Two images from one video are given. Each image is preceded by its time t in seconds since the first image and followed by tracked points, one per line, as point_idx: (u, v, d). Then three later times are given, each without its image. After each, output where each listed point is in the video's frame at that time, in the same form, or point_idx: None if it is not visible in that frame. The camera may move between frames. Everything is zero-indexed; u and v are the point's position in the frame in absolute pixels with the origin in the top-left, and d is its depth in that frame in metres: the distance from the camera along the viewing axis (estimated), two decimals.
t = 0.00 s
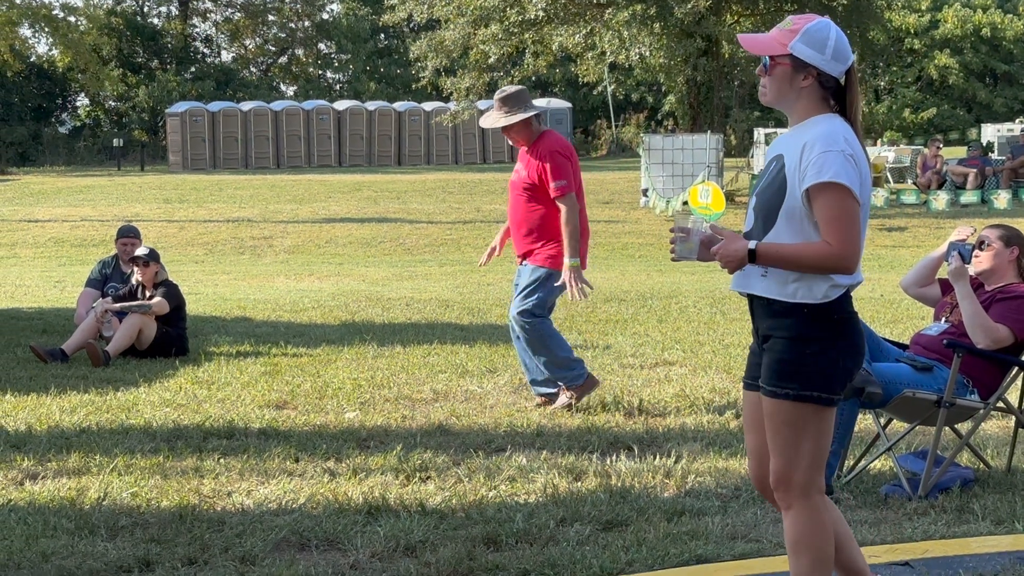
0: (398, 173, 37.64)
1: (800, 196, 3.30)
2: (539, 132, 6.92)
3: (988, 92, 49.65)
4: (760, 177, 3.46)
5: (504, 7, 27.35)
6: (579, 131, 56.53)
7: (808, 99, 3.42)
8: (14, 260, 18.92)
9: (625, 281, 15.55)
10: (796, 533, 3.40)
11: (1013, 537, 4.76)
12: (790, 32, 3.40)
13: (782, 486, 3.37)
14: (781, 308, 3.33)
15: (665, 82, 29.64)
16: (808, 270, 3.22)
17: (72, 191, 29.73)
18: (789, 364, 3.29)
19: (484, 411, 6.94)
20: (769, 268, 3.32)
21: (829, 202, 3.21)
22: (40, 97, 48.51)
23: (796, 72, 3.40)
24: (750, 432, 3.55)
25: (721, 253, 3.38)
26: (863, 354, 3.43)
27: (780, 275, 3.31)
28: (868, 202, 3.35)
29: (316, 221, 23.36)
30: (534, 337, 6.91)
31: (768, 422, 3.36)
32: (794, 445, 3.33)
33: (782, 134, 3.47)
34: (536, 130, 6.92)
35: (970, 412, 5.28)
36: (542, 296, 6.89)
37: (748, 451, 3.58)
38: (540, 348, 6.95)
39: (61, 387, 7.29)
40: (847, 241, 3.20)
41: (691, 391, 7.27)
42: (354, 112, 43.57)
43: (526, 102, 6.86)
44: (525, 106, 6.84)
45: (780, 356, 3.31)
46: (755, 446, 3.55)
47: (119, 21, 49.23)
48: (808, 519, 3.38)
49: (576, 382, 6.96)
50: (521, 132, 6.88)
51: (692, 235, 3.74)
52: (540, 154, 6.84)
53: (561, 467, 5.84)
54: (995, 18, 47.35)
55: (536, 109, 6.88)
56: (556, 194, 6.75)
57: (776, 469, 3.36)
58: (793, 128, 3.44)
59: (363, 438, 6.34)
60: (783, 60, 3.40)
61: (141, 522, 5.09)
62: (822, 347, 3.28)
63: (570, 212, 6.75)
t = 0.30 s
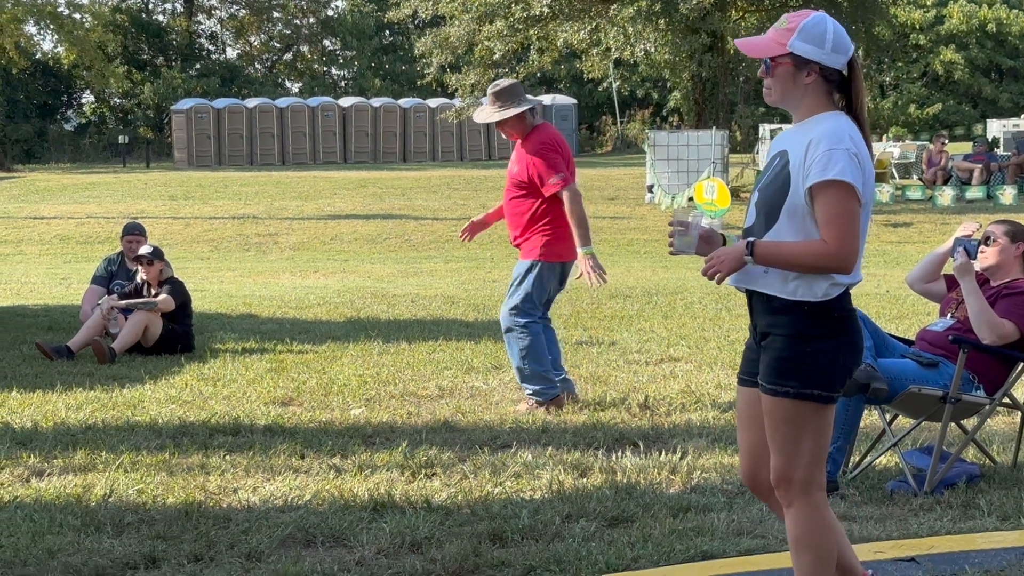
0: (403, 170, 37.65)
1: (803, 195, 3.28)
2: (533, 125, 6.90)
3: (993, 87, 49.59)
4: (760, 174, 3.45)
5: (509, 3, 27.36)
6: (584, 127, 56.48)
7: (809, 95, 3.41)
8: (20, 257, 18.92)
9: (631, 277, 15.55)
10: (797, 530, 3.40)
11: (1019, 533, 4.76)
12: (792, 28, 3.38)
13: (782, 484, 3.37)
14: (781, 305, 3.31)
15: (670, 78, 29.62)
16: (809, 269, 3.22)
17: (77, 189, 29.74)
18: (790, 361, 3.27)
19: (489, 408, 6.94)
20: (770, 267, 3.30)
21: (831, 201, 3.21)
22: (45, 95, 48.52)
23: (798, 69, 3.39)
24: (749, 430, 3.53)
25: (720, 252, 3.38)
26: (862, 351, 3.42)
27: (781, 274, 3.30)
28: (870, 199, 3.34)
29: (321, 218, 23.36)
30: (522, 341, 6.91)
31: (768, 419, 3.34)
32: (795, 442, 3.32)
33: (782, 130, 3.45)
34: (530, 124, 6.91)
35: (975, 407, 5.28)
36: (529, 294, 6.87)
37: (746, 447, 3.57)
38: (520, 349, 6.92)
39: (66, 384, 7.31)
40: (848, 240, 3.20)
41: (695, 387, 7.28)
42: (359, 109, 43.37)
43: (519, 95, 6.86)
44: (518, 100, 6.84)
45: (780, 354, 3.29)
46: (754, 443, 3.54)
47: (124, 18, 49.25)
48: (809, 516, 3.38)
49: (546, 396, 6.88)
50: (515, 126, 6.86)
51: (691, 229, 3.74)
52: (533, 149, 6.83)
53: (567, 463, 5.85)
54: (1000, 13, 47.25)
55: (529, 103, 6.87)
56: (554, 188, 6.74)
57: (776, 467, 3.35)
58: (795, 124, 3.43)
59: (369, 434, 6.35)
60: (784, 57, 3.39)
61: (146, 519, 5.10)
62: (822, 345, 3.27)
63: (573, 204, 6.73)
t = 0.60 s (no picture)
0: (407, 167, 37.67)
1: (804, 193, 3.27)
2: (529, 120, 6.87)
3: (998, 84, 49.54)
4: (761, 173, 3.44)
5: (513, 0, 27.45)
6: (588, 124, 56.46)
7: (810, 92, 3.40)
8: (25, 255, 18.93)
9: (634, 274, 15.53)
10: (800, 528, 3.39)
11: None
12: (790, 25, 3.38)
13: (785, 480, 3.36)
14: (782, 303, 3.30)
15: (675, 75, 29.62)
16: (811, 268, 3.21)
17: (82, 186, 29.74)
18: (791, 359, 3.26)
19: (493, 405, 6.93)
20: (771, 265, 3.29)
21: (832, 200, 3.20)
22: (49, 93, 48.47)
23: (798, 66, 3.38)
24: (750, 428, 3.52)
25: (722, 251, 3.37)
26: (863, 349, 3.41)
27: (781, 273, 3.29)
28: (871, 198, 3.33)
29: (325, 215, 23.36)
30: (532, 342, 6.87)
31: (769, 417, 3.34)
32: (797, 439, 3.31)
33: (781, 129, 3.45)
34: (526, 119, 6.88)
35: (979, 404, 5.26)
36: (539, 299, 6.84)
37: (747, 446, 3.55)
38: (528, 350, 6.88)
39: (71, 382, 7.31)
40: (848, 240, 3.19)
41: (700, 384, 7.27)
42: (364, 106, 43.51)
43: (515, 91, 6.81)
44: (513, 95, 6.81)
45: (780, 352, 3.29)
46: (754, 441, 3.53)
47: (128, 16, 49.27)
48: (811, 514, 3.37)
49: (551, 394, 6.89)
50: (510, 120, 6.82)
51: (692, 226, 3.74)
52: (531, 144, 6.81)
53: (571, 460, 5.85)
54: (1004, 10, 47.20)
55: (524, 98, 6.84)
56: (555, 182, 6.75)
57: (778, 465, 3.34)
58: (795, 122, 3.42)
59: (373, 431, 6.35)
60: (784, 53, 3.39)
61: (151, 516, 5.10)
62: (823, 343, 3.26)
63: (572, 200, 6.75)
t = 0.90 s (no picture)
0: (413, 164, 37.71)
1: (804, 189, 3.27)
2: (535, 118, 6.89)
3: (1003, 80, 49.52)
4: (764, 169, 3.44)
5: None
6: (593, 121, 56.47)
7: (812, 87, 3.39)
8: (31, 252, 18.97)
9: (639, 270, 15.53)
10: (806, 524, 3.38)
11: None
12: (794, 19, 3.36)
13: (791, 476, 3.35)
14: (785, 300, 3.30)
15: (680, 71, 29.63)
16: (813, 266, 3.20)
17: (87, 183, 29.78)
18: (795, 356, 3.25)
19: (498, 402, 6.93)
20: (774, 263, 3.28)
21: (833, 197, 3.19)
22: (55, 90, 48.48)
23: (799, 61, 3.38)
24: (755, 424, 3.52)
25: (727, 247, 3.36)
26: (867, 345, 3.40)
27: (784, 269, 3.28)
28: (873, 193, 3.33)
29: (330, 212, 23.38)
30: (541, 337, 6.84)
31: (774, 414, 3.33)
32: (802, 434, 3.30)
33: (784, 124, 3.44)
34: (529, 117, 6.88)
35: (985, 401, 5.26)
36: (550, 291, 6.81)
37: (754, 441, 3.55)
38: (534, 346, 6.85)
39: (76, 379, 7.32)
40: (851, 236, 3.19)
41: (706, 380, 7.27)
42: (369, 103, 43.65)
43: (519, 88, 6.81)
44: (520, 91, 6.82)
45: (784, 349, 3.28)
46: (761, 436, 3.52)
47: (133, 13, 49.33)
48: (816, 509, 3.36)
49: (552, 390, 6.89)
50: (515, 117, 6.82)
51: (693, 223, 3.74)
52: (541, 141, 6.84)
53: (577, 457, 5.84)
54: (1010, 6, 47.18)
55: (529, 97, 6.84)
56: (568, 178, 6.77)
57: (783, 461, 3.34)
58: (797, 117, 3.41)
59: (379, 428, 6.35)
60: (787, 48, 3.37)
61: (157, 513, 5.11)
62: (827, 338, 3.26)
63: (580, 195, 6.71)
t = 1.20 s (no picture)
0: (418, 162, 37.69)
1: (809, 188, 3.27)
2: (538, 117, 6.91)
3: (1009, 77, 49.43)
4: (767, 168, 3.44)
5: None
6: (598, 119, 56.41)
7: (813, 85, 3.39)
8: (36, 250, 18.97)
9: (644, 268, 15.51)
10: (811, 520, 3.38)
11: None
12: (789, 21, 3.37)
13: (795, 473, 3.35)
14: (790, 298, 3.31)
15: (685, 69, 29.62)
16: (816, 265, 3.21)
17: (93, 182, 29.77)
18: (797, 353, 3.26)
19: (503, 399, 6.94)
20: (778, 261, 3.29)
21: (838, 196, 3.20)
22: (60, 89, 48.41)
23: (799, 61, 3.38)
24: (760, 421, 3.52)
25: (732, 246, 3.37)
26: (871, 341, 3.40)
27: (788, 269, 3.28)
28: (877, 191, 3.34)
29: (335, 210, 23.38)
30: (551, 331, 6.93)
31: (778, 412, 3.34)
32: (807, 431, 3.30)
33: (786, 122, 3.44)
34: (532, 115, 6.89)
35: (992, 397, 5.27)
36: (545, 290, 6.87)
37: (758, 438, 3.55)
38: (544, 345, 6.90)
39: (82, 376, 7.34)
40: (855, 235, 3.19)
41: (711, 377, 7.29)
42: (373, 102, 43.67)
43: (523, 87, 6.84)
44: (524, 90, 6.84)
45: (787, 347, 3.29)
46: (765, 433, 3.53)
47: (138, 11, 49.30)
48: (821, 506, 3.36)
49: (562, 382, 6.93)
50: (516, 115, 6.83)
51: (695, 219, 3.75)
52: (546, 140, 6.87)
53: (582, 454, 5.85)
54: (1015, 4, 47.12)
55: (532, 96, 6.86)
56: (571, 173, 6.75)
57: (787, 458, 3.34)
58: (799, 115, 3.41)
59: (384, 426, 6.36)
60: (785, 50, 3.38)
61: (163, 511, 5.12)
62: (831, 336, 3.26)
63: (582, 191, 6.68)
